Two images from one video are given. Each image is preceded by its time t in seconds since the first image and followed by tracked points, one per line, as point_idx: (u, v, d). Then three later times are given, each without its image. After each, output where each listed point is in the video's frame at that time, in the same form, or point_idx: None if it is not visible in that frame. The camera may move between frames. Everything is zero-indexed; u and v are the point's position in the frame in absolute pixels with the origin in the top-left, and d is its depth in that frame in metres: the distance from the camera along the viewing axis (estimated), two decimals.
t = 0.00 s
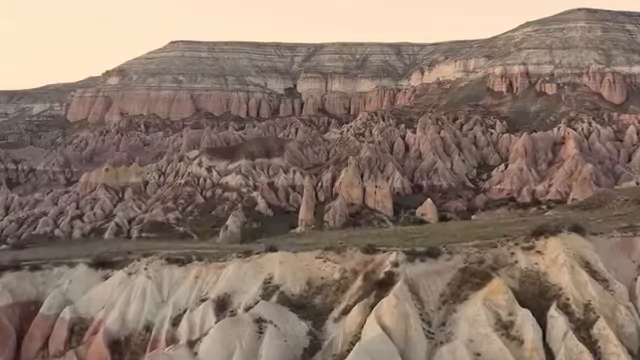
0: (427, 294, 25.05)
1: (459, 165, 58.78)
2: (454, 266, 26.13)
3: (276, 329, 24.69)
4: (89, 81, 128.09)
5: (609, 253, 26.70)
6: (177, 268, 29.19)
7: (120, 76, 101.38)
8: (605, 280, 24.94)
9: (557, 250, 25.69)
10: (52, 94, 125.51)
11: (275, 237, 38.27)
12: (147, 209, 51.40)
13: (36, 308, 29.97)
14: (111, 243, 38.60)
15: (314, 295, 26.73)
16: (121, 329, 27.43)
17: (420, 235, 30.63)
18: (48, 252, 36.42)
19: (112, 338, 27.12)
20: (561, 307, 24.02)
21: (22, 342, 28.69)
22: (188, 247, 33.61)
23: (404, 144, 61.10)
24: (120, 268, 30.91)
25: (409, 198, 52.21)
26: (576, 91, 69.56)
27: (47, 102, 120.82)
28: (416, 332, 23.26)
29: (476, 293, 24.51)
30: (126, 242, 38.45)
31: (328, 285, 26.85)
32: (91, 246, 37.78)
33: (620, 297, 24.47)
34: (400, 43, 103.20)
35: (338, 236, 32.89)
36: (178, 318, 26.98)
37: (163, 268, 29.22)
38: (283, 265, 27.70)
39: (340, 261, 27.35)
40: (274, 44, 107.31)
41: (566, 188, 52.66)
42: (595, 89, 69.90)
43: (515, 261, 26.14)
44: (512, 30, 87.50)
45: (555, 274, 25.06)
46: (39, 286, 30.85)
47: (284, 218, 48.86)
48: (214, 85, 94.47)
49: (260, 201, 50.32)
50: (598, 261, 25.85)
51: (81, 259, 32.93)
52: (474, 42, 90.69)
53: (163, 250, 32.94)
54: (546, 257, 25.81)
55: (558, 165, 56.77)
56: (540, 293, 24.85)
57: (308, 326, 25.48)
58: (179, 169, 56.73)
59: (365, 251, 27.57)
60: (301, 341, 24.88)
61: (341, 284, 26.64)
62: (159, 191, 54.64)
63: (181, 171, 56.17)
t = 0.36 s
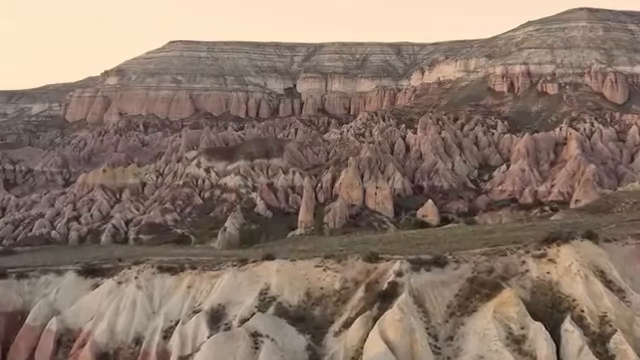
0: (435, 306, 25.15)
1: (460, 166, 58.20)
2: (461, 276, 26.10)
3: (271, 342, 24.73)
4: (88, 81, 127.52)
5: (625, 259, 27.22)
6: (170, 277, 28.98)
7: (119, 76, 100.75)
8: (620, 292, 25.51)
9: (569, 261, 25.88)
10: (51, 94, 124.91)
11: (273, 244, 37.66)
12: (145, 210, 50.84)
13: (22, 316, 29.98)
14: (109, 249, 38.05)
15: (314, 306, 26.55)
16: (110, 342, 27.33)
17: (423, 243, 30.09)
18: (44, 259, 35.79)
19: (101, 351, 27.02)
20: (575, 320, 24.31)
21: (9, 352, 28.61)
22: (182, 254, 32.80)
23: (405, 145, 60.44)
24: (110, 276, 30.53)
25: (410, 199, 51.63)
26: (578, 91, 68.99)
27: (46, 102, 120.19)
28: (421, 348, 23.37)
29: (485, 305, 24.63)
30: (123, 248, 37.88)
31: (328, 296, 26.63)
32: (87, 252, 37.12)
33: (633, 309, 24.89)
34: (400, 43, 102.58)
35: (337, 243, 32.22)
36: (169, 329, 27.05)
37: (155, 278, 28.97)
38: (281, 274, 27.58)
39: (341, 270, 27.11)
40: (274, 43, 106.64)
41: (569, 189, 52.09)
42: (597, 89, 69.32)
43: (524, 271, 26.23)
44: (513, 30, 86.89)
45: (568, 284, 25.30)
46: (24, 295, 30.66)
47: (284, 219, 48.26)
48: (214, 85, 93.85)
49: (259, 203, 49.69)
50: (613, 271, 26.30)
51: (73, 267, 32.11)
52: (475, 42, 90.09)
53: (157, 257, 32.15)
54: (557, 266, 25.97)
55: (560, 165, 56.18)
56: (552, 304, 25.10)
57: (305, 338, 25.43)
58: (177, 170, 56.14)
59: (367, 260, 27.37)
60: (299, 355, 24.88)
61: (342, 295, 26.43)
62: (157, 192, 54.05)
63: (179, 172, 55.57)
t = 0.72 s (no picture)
0: (441, 317, 25.05)
1: (461, 167, 57.63)
2: (468, 287, 26.02)
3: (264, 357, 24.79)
4: (87, 81, 126.77)
5: None
6: (162, 288, 29.23)
7: (118, 76, 100.10)
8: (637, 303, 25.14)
9: (585, 270, 25.73)
10: (50, 94, 124.22)
11: (272, 250, 37.04)
12: (143, 212, 50.21)
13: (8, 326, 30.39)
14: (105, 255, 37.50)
15: (313, 319, 26.43)
16: (98, 353, 27.34)
17: (425, 251, 29.50)
18: (40, 265, 35.23)
19: None
20: (591, 334, 24.00)
21: None
22: (177, 263, 32.25)
23: (405, 145, 59.76)
24: (98, 285, 30.74)
25: (410, 200, 50.97)
26: (580, 91, 68.44)
27: (44, 102, 119.51)
28: None
29: (495, 319, 24.47)
30: (121, 254, 37.33)
31: (328, 308, 26.52)
32: (85, 257, 36.56)
33: None
34: (400, 43, 101.89)
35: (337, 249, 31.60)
36: (160, 343, 27.31)
37: (145, 290, 29.22)
38: (278, 284, 27.59)
39: (341, 281, 27.10)
40: (274, 43, 105.98)
41: (571, 190, 51.46)
42: (599, 89, 68.76)
43: (537, 282, 26.09)
44: (514, 29, 86.26)
45: (584, 296, 25.10)
46: (9, 304, 31.02)
47: (283, 221, 47.61)
48: (213, 85, 93.18)
49: (258, 204, 49.06)
50: (629, 281, 26.08)
51: (66, 277, 31.57)
52: (476, 41, 89.40)
53: (153, 266, 31.73)
54: (572, 276, 25.84)
55: (562, 166, 55.48)
56: (567, 317, 24.86)
57: (302, 353, 25.31)
58: (176, 171, 55.58)
59: (370, 270, 27.29)
60: None
61: (343, 308, 26.32)
62: (154, 193, 53.36)
63: (177, 173, 54.99)
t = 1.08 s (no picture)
0: (450, 329, 24.83)
1: (462, 168, 56.99)
2: (478, 299, 25.83)
3: None
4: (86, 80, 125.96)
5: None
6: (152, 298, 29.01)
7: (116, 75, 99.42)
8: None
9: (601, 281, 25.62)
10: (49, 94, 123.48)
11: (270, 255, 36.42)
12: (140, 213, 49.59)
13: None
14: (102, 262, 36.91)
15: (312, 333, 26.16)
16: None
17: (427, 259, 28.88)
18: (35, 271, 34.62)
19: None
20: (609, 350, 23.79)
21: None
22: (171, 272, 31.54)
23: (406, 145, 59.11)
24: (85, 294, 30.56)
25: (411, 202, 50.37)
26: (582, 90, 67.87)
27: (43, 102, 118.85)
28: None
29: (508, 332, 24.21)
30: (118, 259, 36.76)
31: (329, 322, 26.21)
32: (80, 263, 35.93)
33: None
34: (401, 43, 101.24)
35: (337, 256, 30.97)
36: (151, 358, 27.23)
37: (135, 299, 29.01)
38: (273, 297, 27.35)
39: (342, 292, 26.78)
40: (273, 43, 105.29)
41: (574, 192, 50.82)
42: (600, 89, 68.25)
43: (550, 293, 25.95)
44: (515, 29, 85.61)
45: (600, 309, 24.95)
46: None
47: (282, 223, 46.97)
48: (212, 85, 92.55)
49: (257, 206, 48.48)
50: None
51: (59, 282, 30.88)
52: (477, 41, 88.76)
53: (147, 275, 31.17)
54: (587, 288, 25.71)
55: (564, 166, 54.82)
56: (583, 330, 24.71)
57: None
58: (174, 172, 54.95)
59: (374, 281, 27.02)
60: None
61: (345, 320, 26.03)
62: (152, 194, 52.69)
63: (175, 174, 54.37)
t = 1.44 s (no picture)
0: (457, 349, 22.45)
1: (463, 168, 56.39)
2: (488, 313, 23.33)
3: None
4: (85, 81, 125.46)
5: None
6: (142, 310, 26.99)
7: (115, 75, 98.83)
8: None
9: (619, 292, 23.02)
10: (47, 94, 122.98)
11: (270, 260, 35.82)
12: (137, 215, 48.95)
13: None
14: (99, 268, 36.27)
15: (311, 349, 24.02)
16: None
17: (431, 262, 28.02)
18: (29, 277, 33.98)
19: None
20: None
21: None
22: (165, 281, 29.33)
23: (406, 146, 58.47)
24: (73, 306, 28.49)
25: (411, 203, 49.79)
26: (584, 90, 67.31)
27: (42, 102, 118.31)
28: None
29: (520, 351, 21.74)
30: (116, 266, 36.12)
31: (329, 337, 24.08)
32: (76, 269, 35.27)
33: None
34: (401, 42, 100.65)
35: (337, 262, 30.30)
36: None
37: (123, 312, 27.05)
38: (270, 310, 25.26)
39: (344, 305, 24.55)
40: (273, 42, 104.65)
41: (576, 194, 50.19)
42: (602, 89, 67.73)
43: (566, 305, 23.36)
44: (516, 29, 84.98)
45: (619, 322, 22.34)
46: None
47: (282, 224, 46.40)
48: (211, 85, 91.95)
49: (256, 206, 47.88)
50: None
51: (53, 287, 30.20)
52: (477, 41, 88.15)
53: (143, 285, 28.90)
54: (604, 298, 23.12)
55: (566, 167, 54.20)
56: (600, 346, 22.14)
57: None
58: (172, 173, 54.28)
59: (374, 292, 24.73)
60: None
61: (346, 336, 23.86)
62: (150, 195, 52.06)
63: (174, 175, 53.70)
